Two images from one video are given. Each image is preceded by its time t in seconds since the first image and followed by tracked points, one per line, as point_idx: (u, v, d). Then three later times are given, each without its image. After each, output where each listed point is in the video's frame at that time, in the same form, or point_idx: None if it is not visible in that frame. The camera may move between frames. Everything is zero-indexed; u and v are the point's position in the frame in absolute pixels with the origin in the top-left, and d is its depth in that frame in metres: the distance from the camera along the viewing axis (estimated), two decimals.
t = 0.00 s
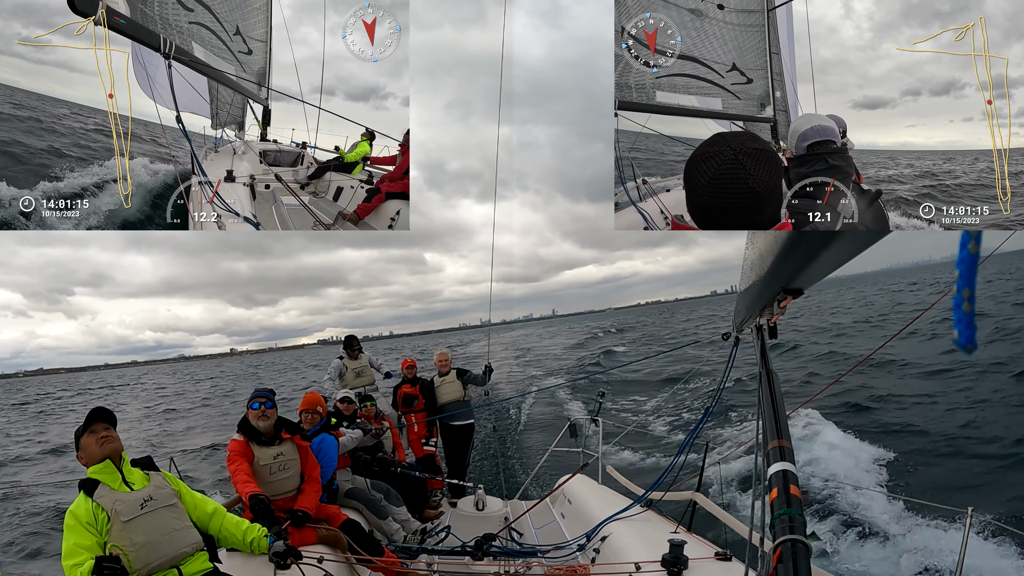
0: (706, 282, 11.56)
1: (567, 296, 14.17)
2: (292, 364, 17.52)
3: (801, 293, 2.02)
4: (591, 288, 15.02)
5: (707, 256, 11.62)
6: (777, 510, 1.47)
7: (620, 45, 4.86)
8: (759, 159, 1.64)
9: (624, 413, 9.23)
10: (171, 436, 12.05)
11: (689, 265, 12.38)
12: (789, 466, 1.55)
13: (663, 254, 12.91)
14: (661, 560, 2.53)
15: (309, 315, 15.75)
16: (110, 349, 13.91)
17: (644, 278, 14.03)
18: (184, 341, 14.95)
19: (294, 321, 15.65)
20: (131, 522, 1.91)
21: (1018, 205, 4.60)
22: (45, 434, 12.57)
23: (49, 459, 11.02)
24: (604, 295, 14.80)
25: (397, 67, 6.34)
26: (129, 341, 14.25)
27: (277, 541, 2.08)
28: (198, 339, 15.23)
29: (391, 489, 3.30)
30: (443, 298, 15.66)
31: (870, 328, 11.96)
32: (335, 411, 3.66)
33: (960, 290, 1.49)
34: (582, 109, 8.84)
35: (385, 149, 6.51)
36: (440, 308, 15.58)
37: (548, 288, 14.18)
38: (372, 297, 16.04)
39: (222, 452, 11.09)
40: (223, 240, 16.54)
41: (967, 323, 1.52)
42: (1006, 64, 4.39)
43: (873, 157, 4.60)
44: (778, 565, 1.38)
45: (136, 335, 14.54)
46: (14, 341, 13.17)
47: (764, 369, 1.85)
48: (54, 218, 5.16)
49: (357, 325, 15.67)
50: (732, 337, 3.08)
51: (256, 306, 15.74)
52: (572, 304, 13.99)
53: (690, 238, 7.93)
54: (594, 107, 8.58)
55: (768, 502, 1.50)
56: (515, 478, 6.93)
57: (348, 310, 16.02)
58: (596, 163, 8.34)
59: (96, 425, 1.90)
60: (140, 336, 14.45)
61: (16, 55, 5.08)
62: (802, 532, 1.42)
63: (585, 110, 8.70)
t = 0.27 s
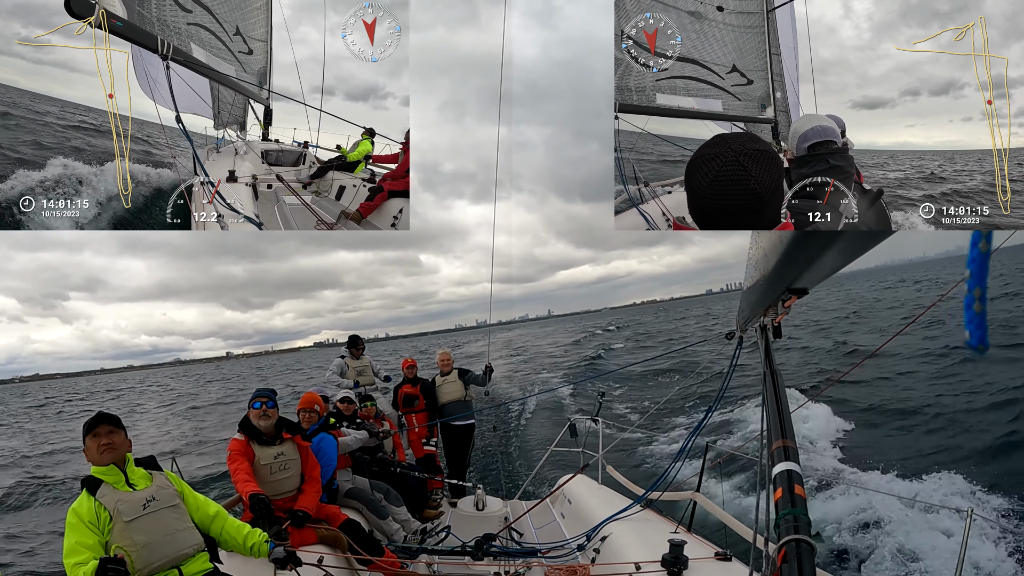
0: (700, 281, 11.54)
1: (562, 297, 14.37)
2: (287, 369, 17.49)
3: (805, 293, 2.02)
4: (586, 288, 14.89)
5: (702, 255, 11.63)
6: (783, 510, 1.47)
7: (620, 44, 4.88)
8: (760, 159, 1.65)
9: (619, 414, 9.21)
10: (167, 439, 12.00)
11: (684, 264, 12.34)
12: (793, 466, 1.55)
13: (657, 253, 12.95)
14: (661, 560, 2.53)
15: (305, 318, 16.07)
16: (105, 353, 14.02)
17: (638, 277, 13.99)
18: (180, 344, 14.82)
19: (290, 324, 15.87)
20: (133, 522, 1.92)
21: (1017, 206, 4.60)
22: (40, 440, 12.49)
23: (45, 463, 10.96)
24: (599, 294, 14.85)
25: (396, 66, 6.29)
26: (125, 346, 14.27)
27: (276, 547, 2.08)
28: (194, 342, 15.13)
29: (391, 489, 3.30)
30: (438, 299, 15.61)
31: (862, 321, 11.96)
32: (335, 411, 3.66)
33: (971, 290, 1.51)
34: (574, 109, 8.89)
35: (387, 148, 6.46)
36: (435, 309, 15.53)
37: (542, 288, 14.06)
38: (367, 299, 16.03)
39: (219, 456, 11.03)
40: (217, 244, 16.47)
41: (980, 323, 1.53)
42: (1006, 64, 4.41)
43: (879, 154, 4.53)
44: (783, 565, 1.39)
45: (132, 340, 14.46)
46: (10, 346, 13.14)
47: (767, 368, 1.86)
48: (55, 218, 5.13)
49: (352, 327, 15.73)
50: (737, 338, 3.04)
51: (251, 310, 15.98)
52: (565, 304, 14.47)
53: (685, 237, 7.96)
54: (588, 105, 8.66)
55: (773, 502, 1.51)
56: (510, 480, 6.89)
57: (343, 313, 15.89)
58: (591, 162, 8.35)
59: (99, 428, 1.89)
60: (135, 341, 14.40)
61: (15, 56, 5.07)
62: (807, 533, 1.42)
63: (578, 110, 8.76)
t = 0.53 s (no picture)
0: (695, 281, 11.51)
1: (559, 296, 14.08)
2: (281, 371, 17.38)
3: (805, 293, 2.02)
4: (583, 287, 15.05)
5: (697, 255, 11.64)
6: (782, 510, 1.47)
7: (621, 44, 4.99)
8: (763, 161, 1.65)
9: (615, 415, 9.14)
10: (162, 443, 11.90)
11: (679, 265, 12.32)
12: (793, 465, 1.55)
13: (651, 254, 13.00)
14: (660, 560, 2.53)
15: (300, 320, 16.09)
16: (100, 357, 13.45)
17: (634, 277, 14.04)
18: (176, 347, 14.71)
19: (286, 326, 15.84)
20: (132, 522, 1.92)
21: (1016, 206, 4.59)
22: (35, 444, 12.36)
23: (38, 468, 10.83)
24: (594, 293, 15.08)
25: (396, 66, 6.18)
26: (121, 350, 14.04)
27: (275, 548, 2.08)
28: (189, 346, 14.76)
29: (390, 489, 3.30)
30: (434, 301, 15.56)
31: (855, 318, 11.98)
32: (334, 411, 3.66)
33: (955, 289, 1.51)
34: (568, 109, 8.97)
35: (388, 147, 6.63)
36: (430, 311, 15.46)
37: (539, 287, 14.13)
38: (362, 301, 16.28)
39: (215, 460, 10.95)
40: (212, 246, 16.35)
41: (964, 317, 1.53)
42: (1006, 64, 4.43)
43: (883, 156, 4.54)
44: (783, 565, 1.39)
45: (127, 343, 14.32)
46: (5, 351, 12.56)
47: (768, 367, 1.86)
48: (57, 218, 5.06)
49: (345, 330, 16.25)
50: (736, 337, 3.03)
51: (247, 312, 16.06)
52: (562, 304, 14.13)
53: (680, 237, 7.98)
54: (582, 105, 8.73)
55: (773, 502, 1.51)
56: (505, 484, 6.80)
57: (338, 314, 16.44)
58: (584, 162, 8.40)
59: (97, 430, 1.88)
60: (131, 344, 14.28)
61: (15, 55, 5.07)
62: (808, 533, 1.42)
63: (572, 110, 8.84)
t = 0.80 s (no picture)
0: (692, 281, 11.50)
1: (557, 297, 13.84)
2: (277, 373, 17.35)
3: (806, 292, 2.02)
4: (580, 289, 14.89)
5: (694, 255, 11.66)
6: (784, 510, 1.47)
7: (621, 43, 4.97)
8: (763, 162, 1.65)
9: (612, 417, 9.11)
10: (159, 445, 11.85)
11: (676, 265, 12.31)
12: (794, 466, 1.55)
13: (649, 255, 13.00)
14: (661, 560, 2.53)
15: (297, 322, 15.92)
16: (97, 360, 13.35)
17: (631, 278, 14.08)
18: (174, 350, 14.71)
19: (283, 328, 15.80)
20: (133, 522, 1.92)
21: (1017, 207, 4.57)
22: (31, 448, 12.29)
23: (34, 471, 10.76)
24: (593, 295, 14.79)
25: (396, 66, 6.28)
26: (118, 353, 13.97)
27: (276, 546, 2.08)
28: (186, 348, 14.88)
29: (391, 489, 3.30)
30: (431, 303, 15.55)
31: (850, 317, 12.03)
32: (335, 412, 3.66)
33: (959, 286, 1.47)
34: (565, 110, 9.05)
35: (389, 146, 6.42)
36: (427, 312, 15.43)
37: (535, 289, 13.97)
38: (360, 303, 16.07)
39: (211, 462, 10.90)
40: (209, 249, 16.31)
41: (967, 316, 1.49)
42: (1006, 64, 4.42)
43: (891, 158, 4.52)
44: (784, 565, 1.38)
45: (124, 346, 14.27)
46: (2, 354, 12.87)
47: (769, 368, 1.87)
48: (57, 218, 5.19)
49: (343, 331, 15.86)
50: (736, 338, 3.01)
51: (244, 315, 15.66)
52: (561, 305, 13.87)
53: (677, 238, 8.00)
54: (579, 106, 8.83)
55: (774, 502, 1.51)
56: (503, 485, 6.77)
57: (336, 317, 16.04)
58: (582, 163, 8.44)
59: (98, 431, 1.88)
60: (128, 347, 14.23)
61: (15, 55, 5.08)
62: (808, 532, 1.42)
63: (570, 111, 8.91)
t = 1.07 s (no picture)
0: (692, 280, 11.46)
1: (556, 297, 13.86)
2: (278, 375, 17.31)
3: (806, 293, 2.02)
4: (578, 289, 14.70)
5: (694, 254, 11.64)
6: (784, 509, 1.47)
7: (621, 43, 5.04)
8: (757, 161, 1.65)
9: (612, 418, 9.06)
10: (158, 448, 11.82)
11: (676, 265, 12.29)
12: (795, 466, 1.56)
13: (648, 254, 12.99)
14: (661, 560, 2.53)
15: (297, 324, 15.83)
16: (97, 364, 13.55)
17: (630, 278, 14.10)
18: (173, 353, 14.68)
19: (283, 331, 15.75)
20: (132, 523, 1.92)
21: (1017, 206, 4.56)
22: (30, 452, 12.23)
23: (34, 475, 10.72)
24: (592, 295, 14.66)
25: (396, 66, 6.32)
26: (117, 356, 13.92)
27: (276, 547, 2.08)
28: (187, 351, 15.03)
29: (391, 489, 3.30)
30: (431, 303, 15.57)
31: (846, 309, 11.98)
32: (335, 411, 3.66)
33: (965, 285, 1.49)
34: (563, 110, 9.10)
35: (391, 146, 6.42)
36: (427, 314, 15.38)
37: (534, 291, 13.84)
38: (359, 305, 15.98)
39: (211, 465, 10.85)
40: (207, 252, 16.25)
41: (973, 319, 1.51)
42: (1006, 64, 4.44)
43: (898, 161, 4.52)
44: (785, 565, 1.39)
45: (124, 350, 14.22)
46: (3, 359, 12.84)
47: (771, 368, 1.87)
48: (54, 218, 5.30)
49: (343, 332, 15.77)
50: (737, 337, 3.01)
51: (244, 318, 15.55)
52: (560, 305, 13.88)
53: (676, 237, 8.01)
54: (577, 107, 8.87)
55: (775, 502, 1.51)
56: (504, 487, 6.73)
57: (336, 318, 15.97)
58: (581, 163, 8.48)
59: (97, 430, 1.88)
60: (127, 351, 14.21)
61: (15, 55, 5.08)
62: (810, 532, 1.42)
63: (568, 111, 8.97)
